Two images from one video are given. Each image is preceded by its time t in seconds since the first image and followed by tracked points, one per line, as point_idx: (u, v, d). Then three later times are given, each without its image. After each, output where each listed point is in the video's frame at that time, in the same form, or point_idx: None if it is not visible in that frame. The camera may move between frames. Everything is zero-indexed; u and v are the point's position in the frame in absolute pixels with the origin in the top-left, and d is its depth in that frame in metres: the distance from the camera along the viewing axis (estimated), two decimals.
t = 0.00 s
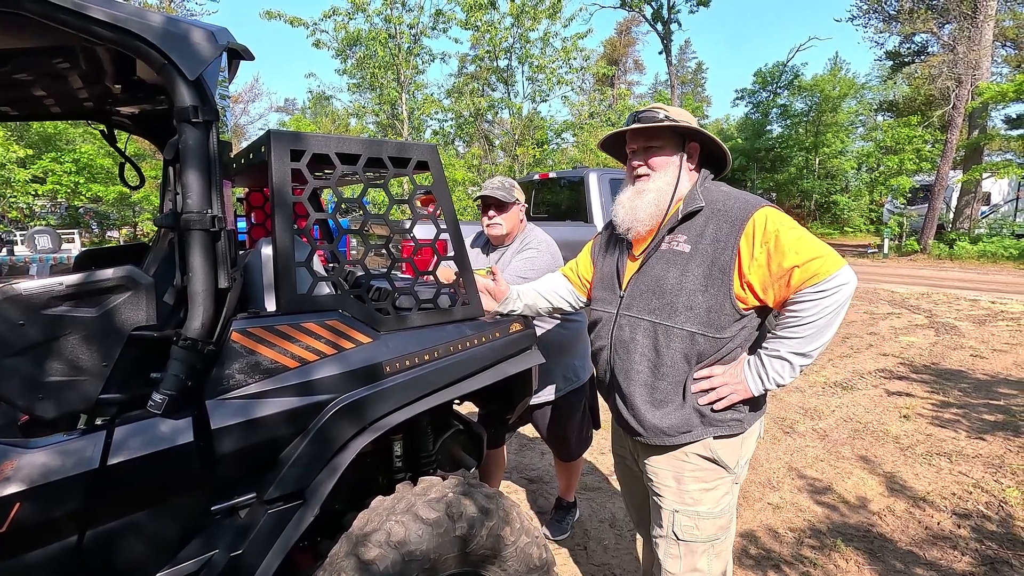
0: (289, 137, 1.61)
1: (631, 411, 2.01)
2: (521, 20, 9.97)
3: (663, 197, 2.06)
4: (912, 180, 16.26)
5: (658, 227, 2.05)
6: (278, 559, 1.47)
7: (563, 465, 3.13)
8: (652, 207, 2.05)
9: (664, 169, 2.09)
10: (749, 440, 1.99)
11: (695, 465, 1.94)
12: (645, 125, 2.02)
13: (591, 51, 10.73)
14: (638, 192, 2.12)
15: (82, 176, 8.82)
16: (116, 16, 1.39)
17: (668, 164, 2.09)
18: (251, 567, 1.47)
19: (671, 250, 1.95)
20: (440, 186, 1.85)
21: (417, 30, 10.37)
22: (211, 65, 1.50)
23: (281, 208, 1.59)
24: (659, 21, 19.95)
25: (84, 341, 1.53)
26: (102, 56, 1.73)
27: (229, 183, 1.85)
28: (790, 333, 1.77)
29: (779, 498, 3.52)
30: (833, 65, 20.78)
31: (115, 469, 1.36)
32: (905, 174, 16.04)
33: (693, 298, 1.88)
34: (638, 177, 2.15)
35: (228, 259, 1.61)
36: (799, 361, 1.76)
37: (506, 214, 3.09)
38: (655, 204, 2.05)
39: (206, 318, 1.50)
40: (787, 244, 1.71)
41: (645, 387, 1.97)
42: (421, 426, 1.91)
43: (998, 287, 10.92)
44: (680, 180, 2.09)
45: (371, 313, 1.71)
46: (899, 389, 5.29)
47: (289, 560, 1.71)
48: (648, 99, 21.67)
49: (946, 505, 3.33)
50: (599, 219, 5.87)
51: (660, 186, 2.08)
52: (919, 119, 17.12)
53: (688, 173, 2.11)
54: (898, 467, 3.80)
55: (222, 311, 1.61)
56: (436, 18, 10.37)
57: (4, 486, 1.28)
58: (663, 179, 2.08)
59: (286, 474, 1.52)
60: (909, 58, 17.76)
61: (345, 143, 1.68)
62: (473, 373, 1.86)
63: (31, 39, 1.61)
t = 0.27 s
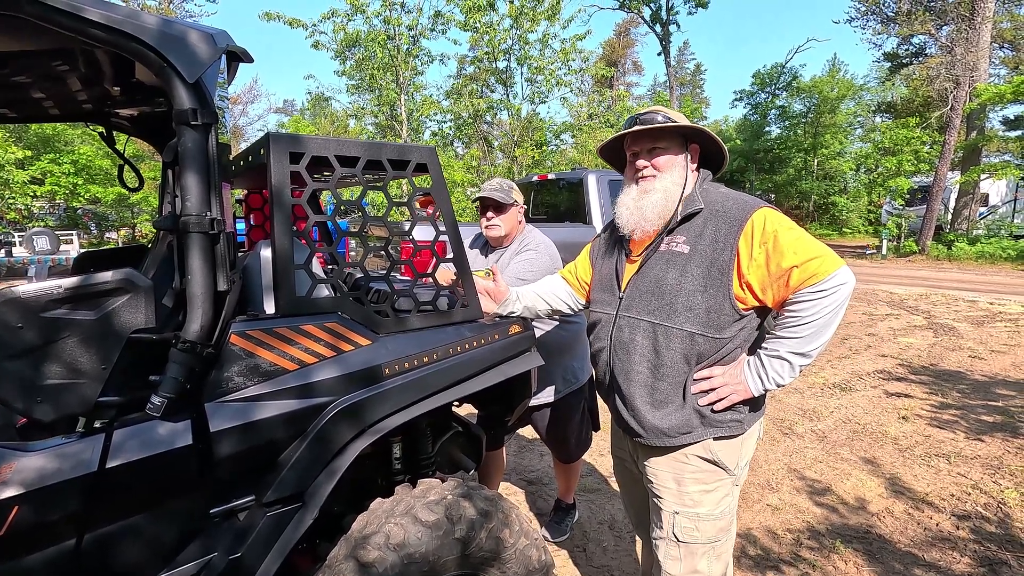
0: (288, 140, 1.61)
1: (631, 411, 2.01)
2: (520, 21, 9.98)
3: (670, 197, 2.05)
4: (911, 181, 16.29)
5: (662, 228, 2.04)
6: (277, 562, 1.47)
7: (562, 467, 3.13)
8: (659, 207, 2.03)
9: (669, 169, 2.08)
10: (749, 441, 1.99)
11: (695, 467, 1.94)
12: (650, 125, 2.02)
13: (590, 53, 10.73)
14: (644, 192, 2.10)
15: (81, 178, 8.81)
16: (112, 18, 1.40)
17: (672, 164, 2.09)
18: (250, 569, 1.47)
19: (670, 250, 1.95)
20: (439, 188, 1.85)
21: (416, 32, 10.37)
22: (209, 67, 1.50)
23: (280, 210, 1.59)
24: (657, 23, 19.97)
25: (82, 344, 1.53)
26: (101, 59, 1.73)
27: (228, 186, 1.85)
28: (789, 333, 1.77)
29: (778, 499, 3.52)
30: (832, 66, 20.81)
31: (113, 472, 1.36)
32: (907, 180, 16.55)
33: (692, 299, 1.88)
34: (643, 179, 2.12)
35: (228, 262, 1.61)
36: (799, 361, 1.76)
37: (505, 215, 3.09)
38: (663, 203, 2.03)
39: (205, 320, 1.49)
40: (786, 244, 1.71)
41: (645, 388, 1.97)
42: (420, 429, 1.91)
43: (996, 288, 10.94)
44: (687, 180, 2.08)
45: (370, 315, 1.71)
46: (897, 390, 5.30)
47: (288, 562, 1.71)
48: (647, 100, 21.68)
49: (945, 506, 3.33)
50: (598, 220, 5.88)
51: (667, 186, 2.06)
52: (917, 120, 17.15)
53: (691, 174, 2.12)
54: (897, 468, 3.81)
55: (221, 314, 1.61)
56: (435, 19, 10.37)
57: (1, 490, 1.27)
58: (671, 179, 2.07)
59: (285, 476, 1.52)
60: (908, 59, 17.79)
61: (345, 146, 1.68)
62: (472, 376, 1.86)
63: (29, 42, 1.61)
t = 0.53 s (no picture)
0: (290, 142, 1.61)
1: (632, 412, 2.02)
2: (519, 22, 9.99)
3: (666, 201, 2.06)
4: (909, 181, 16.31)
5: (660, 231, 2.04)
6: (280, 563, 1.48)
7: (563, 467, 3.13)
8: (655, 211, 2.04)
9: (666, 173, 2.10)
10: (750, 441, 2.00)
11: (696, 468, 1.95)
12: (648, 130, 2.03)
13: (588, 53, 10.74)
14: (641, 196, 2.11)
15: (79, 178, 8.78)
16: (115, 21, 1.40)
17: (669, 168, 2.10)
18: (253, 570, 1.47)
19: (670, 253, 1.96)
20: (440, 190, 1.86)
21: (415, 32, 10.37)
22: (211, 70, 1.50)
23: (282, 212, 1.60)
24: (656, 23, 19.97)
25: (85, 346, 1.53)
26: (103, 62, 1.74)
27: (230, 187, 1.85)
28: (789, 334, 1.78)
29: (777, 499, 3.53)
30: (830, 66, 20.82)
31: (116, 473, 1.36)
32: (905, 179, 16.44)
33: (692, 301, 1.89)
34: (641, 183, 2.13)
35: (230, 264, 1.62)
36: (799, 362, 1.77)
37: (505, 217, 3.09)
38: (659, 207, 2.04)
39: (208, 323, 1.50)
40: (785, 246, 1.72)
41: (646, 389, 1.97)
42: (422, 430, 1.91)
43: (994, 288, 10.96)
44: (684, 184, 2.09)
45: (371, 317, 1.72)
46: (896, 390, 5.31)
47: (290, 563, 1.71)
48: (646, 100, 21.67)
49: (944, 506, 3.34)
50: (597, 221, 5.88)
51: (664, 190, 2.07)
52: (915, 121, 17.17)
53: (689, 177, 2.13)
54: (896, 468, 3.82)
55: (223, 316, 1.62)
56: (434, 20, 10.37)
57: (4, 492, 1.28)
58: (667, 182, 2.08)
59: (288, 478, 1.53)
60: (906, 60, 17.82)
61: (346, 148, 1.68)
62: (473, 377, 1.87)
63: (31, 45, 1.62)
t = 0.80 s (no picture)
0: (291, 142, 1.61)
1: (632, 412, 2.02)
2: (519, 22, 9.99)
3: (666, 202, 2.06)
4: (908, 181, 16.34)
5: (661, 232, 2.05)
6: (282, 563, 1.48)
7: (563, 467, 3.14)
8: (656, 211, 2.04)
9: (665, 173, 2.10)
10: (750, 441, 2.00)
11: (696, 467, 1.95)
12: (649, 130, 2.03)
13: (588, 53, 10.74)
14: (641, 197, 2.11)
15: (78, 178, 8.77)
16: (117, 21, 1.40)
17: (669, 168, 2.10)
18: (255, 570, 1.47)
19: (671, 253, 1.97)
20: (441, 190, 1.86)
21: (414, 32, 10.37)
22: (213, 70, 1.50)
23: (284, 212, 1.60)
24: (655, 23, 19.97)
25: (88, 346, 1.53)
26: (105, 62, 1.74)
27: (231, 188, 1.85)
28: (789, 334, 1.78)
29: (777, 499, 3.53)
30: (830, 66, 20.84)
31: (118, 473, 1.36)
32: (902, 177, 16.31)
33: (693, 300, 1.89)
34: (642, 184, 2.14)
35: (232, 263, 1.62)
36: (799, 362, 1.78)
37: (505, 216, 3.10)
38: (660, 208, 2.04)
39: (210, 323, 1.50)
40: (785, 246, 1.73)
41: (647, 389, 1.98)
42: (423, 429, 1.92)
43: (993, 288, 10.97)
44: (684, 184, 2.10)
45: (372, 316, 1.72)
46: (895, 390, 5.32)
47: (291, 563, 1.71)
48: (646, 100, 21.64)
49: (944, 505, 3.35)
50: (597, 221, 5.88)
51: (664, 190, 2.08)
52: (914, 121, 17.21)
53: (689, 177, 2.13)
54: (896, 467, 3.83)
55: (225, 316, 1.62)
56: (434, 20, 10.37)
57: (7, 491, 1.28)
58: (666, 183, 2.09)
59: (289, 478, 1.53)
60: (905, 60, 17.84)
61: (347, 148, 1.68)
62: (474, 377, 1.87)
63: (33, 45, 1.62)
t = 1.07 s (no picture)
0: (290, 140, 1.61)
1: (631, 412, 2.01)
2: (518, 22, 9.99)
3: (659, 202, 2.07)
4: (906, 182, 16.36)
5: (656, 232, 2.05)
6: (280, 563, 1.47)
7: (562, 467, 3.13)
8: (649, 213, 2.06)
9: (660, 174, 2.10)
10: (748, 441, 2.00)
11: (695, 467, 1.95)
12: (642, 131, 2.03)
13: (587, 53, 10.74)
14: (635, 199, 2.13)
15: (77, 178, 8.77)
16: (115, 19, 1.39)
17: (663, 169, 2.10)
18: (253, 570, 1.47)
19: (670, 252, 1.96)
20: (440, 189, 1.86)
21: (413, 32, 10.37)
22: (212, 69, 1.50)
23: (282, 211, 1.59)
24: (655, 23, 19.97)
25: (84, 345, 1.54)
26: (104, 61, 1.73)
27: (230, 187, 1.85)
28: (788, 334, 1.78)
29: (776, 499, 3.53)
30: (829, 66, 20.85)
31: (115, 473, 1.36)
32: (902, 179, 16.46)
33: (692, 300, 1.89)
34: (636, 183, 2.15)
35: (230, 263, 1.61)
36: (797, 361, 1.77)
37: (504, 215, 3.09)
38: (652, 209, 2.06)
39: (208, 322, 1.49)
40: (783, 245, 1.73)
41: (645, 388, 1.97)
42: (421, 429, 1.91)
43: (992, 288, 10.97)
44: (676, 185, 2.10)
45: (371, 316, 1.71)
46: (894, 389, 5.32)
47: (289, 563, 1.71)
48: (646, 100, 21.64)
49: (942, 505, 3.35)
50: (597, 221, 5.88)
51: (656, 191, 2.08)
52: (913, 121, 17.22)
53: (685, 178, 2.12)
54: (894, 467, 3.83)
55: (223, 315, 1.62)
56: (433, 19, 10.36)
57: (4, 491, 1.27)
58: (659, 184, 2.09)
59: (288, 477, 1.52)
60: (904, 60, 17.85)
61: (346, 147, 1.68)
62: (473, 376, 1.86)
63: (32, 43, 1.61)
